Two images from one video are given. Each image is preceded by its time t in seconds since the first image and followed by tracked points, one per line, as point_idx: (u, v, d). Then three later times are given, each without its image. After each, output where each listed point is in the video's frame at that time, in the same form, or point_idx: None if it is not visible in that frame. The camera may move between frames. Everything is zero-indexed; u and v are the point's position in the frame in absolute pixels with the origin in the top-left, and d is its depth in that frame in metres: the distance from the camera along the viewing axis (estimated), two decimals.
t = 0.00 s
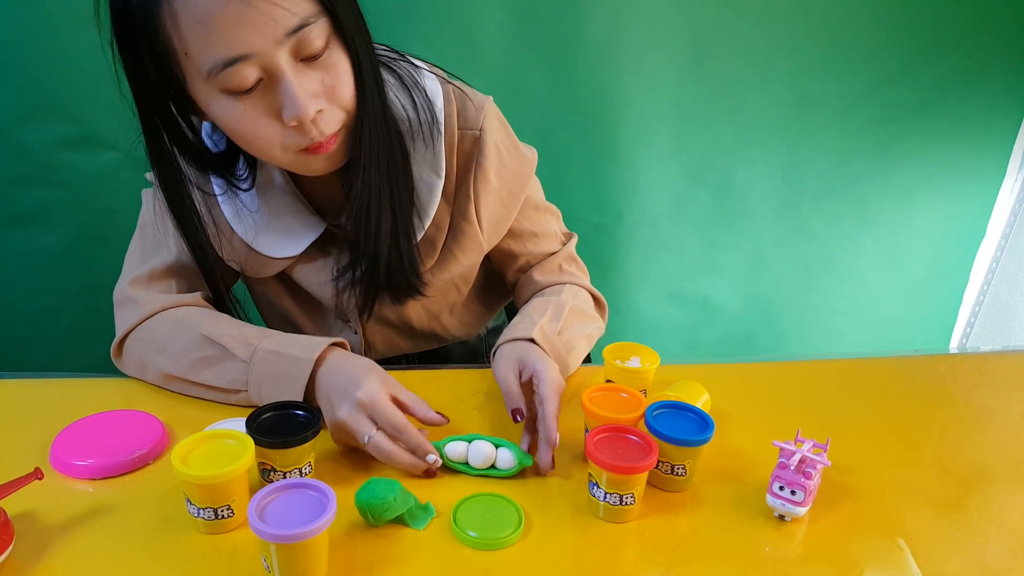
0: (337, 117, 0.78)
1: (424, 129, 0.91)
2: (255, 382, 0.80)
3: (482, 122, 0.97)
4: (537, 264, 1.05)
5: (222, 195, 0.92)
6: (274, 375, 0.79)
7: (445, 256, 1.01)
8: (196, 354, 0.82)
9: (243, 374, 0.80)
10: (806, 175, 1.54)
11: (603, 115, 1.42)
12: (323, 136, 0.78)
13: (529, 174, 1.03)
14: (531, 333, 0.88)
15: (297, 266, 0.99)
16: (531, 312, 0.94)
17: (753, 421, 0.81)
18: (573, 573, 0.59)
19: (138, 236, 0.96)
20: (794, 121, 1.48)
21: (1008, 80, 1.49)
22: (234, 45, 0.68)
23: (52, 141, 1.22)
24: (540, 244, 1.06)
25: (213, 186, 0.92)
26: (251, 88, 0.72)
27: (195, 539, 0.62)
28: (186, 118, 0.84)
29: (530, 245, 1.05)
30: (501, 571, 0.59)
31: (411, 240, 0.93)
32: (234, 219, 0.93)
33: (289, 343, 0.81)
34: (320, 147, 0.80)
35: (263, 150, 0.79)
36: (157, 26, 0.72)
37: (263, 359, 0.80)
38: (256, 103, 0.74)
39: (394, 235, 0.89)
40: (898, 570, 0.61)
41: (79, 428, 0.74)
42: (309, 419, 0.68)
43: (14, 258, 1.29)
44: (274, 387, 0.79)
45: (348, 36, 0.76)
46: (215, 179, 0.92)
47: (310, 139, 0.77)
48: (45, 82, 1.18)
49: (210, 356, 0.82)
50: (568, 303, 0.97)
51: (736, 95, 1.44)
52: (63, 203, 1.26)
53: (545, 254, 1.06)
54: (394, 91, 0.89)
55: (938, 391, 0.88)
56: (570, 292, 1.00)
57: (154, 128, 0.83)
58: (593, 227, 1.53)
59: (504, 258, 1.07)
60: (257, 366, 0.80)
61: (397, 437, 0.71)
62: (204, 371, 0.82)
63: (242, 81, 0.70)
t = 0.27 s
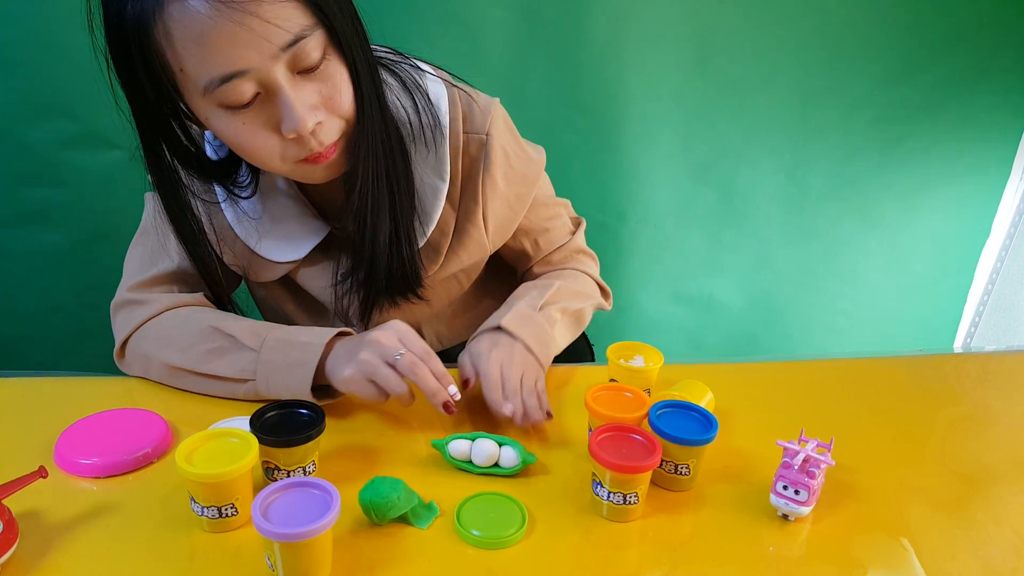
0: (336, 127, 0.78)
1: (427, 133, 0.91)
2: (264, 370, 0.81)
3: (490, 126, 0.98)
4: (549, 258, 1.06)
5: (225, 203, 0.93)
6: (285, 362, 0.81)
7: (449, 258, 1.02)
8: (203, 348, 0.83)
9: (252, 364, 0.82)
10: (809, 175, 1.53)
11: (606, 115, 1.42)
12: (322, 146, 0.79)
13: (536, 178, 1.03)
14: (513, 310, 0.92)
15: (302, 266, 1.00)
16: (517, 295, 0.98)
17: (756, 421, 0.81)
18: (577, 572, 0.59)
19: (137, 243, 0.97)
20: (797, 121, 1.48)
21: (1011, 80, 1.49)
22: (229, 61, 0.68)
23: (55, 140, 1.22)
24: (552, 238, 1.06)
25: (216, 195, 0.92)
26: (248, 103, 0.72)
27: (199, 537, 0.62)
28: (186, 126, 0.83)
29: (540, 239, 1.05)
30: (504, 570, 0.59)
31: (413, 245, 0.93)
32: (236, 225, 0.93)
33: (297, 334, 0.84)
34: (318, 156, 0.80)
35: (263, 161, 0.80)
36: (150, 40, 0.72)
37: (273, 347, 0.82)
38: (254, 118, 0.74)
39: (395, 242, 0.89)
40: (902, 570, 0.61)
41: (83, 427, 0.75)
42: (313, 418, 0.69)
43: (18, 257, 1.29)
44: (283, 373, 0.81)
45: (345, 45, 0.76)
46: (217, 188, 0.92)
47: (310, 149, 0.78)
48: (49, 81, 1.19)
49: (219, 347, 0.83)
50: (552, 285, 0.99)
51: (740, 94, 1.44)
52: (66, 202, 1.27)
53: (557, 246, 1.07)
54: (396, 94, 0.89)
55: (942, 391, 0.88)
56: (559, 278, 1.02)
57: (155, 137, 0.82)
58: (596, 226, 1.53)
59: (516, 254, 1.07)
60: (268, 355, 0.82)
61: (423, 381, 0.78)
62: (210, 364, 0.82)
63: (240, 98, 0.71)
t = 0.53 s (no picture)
0: (344, 124, 0.78)
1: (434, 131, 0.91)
2: (265, 371, 0.81)
3: (497, 125, 0.98)
4: (546, 266, 1.07)
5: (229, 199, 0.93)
6: (286, 362, 0.81)
7: (455, 257, 1.02)
8: (205, 349, 0.83)
9: (253, 365, 0.81)
10: (811, 174, 1.53)
11: (607, 114, 1.42)
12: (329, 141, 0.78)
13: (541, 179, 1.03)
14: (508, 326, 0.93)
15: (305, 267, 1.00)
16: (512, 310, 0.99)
17: (758, 420, 0.81)
18: (578, 571, 0.59)
19: (138, 242, 0.97)
20: (799, 120, 1.48)
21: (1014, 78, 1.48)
22: (242, 52, 0.68)
23: (58, 140, 1.23)
24: (550, 246, 1.07)
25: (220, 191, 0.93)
26: (259, 94, 0.72)
27: (202, 536, 0.62)
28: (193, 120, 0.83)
29: (537, 247, 1.06)
30: (506, 570, 0.59)
31: (415, 243, 0.93)
32: (241, 222, 0.94)
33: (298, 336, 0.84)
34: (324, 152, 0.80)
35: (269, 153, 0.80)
36: (164, 28, 0.72)
37: (274, 348, 0.82)
38: (264, 111, 0.74)
39: (400, 239, 0.90)
40: (904, 570, 0.61)
41: (86, 426, 0.75)
42: (316, 417, 0.69)
43: (20, 256, 1.29)
44: (285, 374, 0.80)
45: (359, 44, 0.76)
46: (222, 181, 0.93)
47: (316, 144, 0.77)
48: (51, 81, 1.19)
49: (221, 348, 0.83)
50: (547, 298, 1.00)
51: (742, 93, 1.44)
52: (69, 202, 1.27)
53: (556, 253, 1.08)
54: (402, 92, 0.90)
55: (944, 390, 0.88)
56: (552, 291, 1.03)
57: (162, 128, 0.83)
58: (598, 225, 1.53)
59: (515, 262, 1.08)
60: (270, 356, 0.81)
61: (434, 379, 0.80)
62: (212, 364, 0.82)
63: (251, 88, 0.70)
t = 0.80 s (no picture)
0: (379, 87, 0.83)
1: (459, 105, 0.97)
2: (256, 359, 0.81)
3: (519, 107, 1.04)
4: (544, 265, 1.09)
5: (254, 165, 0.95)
6: (274, 350, 0.81)
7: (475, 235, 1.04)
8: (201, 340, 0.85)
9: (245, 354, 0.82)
10: (814, 174, 1.53)
11: (610, 114, 1.42)
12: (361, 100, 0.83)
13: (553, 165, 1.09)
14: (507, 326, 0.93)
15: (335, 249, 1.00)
16: (510, 312, 1.00)
17: (761, 420, 0.81)
18: (580, 571, 0.59)
19: (155, 243, 0.98)
20: (802, 120, 1.48)
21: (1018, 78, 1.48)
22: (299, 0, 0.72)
23: (62, 139, 1.23)
24: (551, 245, 1.09)
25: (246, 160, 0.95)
26: (304, 44, 0.77)
27: (205, 534, 0.63)
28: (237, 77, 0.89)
29: (539, 244, 1.09)
30: (508, 569, 0.59)
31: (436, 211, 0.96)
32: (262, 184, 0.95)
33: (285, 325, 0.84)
34: (354, 111, 0.84)
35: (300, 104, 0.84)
36: None
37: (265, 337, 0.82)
38: (305, 61, 0.78)
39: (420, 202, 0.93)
40: (907, 570, 0.60)
41: (90, 424, 0.75)
42: (318, 415, 0.69)
43: (25, 255, 1.30)
44: (275, 362, 0.81)
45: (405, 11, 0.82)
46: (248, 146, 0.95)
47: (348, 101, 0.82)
48: (56, 81, 1.19)
49: (217, 340, 0.84)
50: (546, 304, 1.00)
51: (746, 93, 1.44)
52: (73, 201, 1.27)
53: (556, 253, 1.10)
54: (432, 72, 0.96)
55: (947, 391, 0.88)
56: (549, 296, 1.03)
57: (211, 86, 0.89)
58: (601, 225, 1.52)
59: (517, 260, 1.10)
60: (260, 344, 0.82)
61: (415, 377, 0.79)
62: (207, 356, 0.83)
63: (300, 36, 0.75)
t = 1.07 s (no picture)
0: (427, 62, 0.84)
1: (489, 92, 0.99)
2: (284, 296, 0.72)
3: (543, 100, 1.07)
4: (559, 261, 1.11)
5: (316, 124, 0.96)
6: (306, 289, 0.71)
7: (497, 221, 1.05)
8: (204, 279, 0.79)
9: (275, 289, 0.74)
10: (818, 174, 1.53)
11: (614, 114, 1.42)
12: (406, 73, 0.84)
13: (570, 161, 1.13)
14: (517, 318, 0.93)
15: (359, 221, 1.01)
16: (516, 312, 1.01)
17: (764, 420, 0.81)
18: (584, 571, 0.59)
19: (206, 179, 0.92)
20: (806, 120, 1.48)
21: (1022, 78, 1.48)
22: None
23: (66, 140, 1.23)
24: (563, 241, 1.11)
25: (310, 118, 0.95)
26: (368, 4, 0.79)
27: (209, 534, 0.63)
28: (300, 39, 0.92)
29: (551, 239, 1.11)
30: (511, 569, 0.59)
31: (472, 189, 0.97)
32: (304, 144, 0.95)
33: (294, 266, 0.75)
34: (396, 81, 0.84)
35: (345, 65, 0.84)
36: None
37: (298, 273, 0.73)
38: (365, 20, 0.80)
39: (473, 179, 0.96)
40: (911, 571, 0.60)
41: (94, 424, 0.75)
42: (322, 416, 0.69)
43: (29, 255, 1.30)
44: (300, 304, 0.71)
45: None
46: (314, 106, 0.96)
47: (394, 68, 0.82)
48: (60, 81, 1.20)
49: (252, 270, 0.77)
50: (553, 304, 1.02)
51: (750, 93, 1.43)
52: (77, 201, 1.27)
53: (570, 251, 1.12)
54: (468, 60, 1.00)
55: (952, 391, 0.87)
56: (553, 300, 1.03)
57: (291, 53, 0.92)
58: (604, 225, 1.52)
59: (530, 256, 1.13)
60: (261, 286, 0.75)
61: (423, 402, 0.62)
62: (239, 285, 0.76)
63: None
